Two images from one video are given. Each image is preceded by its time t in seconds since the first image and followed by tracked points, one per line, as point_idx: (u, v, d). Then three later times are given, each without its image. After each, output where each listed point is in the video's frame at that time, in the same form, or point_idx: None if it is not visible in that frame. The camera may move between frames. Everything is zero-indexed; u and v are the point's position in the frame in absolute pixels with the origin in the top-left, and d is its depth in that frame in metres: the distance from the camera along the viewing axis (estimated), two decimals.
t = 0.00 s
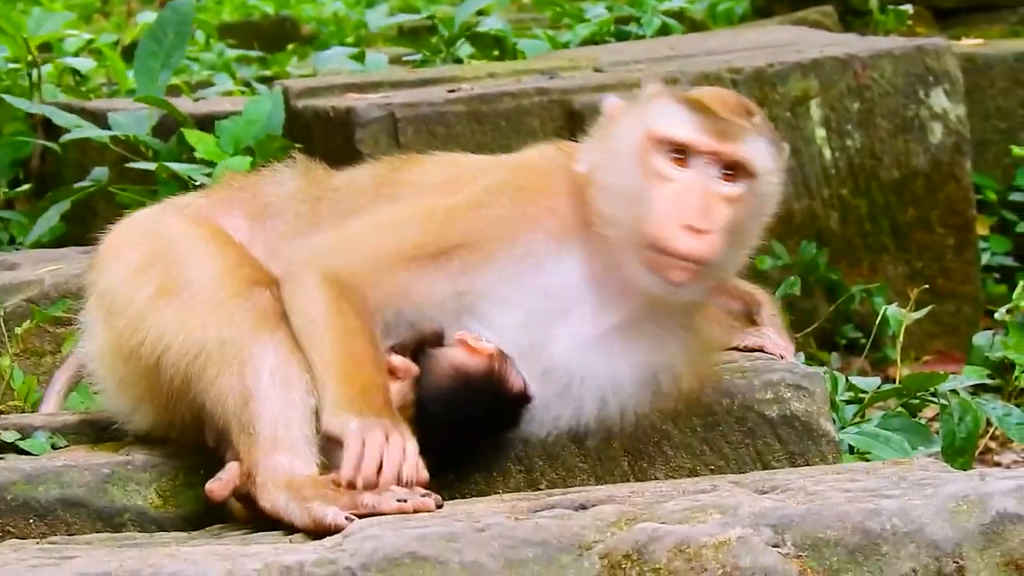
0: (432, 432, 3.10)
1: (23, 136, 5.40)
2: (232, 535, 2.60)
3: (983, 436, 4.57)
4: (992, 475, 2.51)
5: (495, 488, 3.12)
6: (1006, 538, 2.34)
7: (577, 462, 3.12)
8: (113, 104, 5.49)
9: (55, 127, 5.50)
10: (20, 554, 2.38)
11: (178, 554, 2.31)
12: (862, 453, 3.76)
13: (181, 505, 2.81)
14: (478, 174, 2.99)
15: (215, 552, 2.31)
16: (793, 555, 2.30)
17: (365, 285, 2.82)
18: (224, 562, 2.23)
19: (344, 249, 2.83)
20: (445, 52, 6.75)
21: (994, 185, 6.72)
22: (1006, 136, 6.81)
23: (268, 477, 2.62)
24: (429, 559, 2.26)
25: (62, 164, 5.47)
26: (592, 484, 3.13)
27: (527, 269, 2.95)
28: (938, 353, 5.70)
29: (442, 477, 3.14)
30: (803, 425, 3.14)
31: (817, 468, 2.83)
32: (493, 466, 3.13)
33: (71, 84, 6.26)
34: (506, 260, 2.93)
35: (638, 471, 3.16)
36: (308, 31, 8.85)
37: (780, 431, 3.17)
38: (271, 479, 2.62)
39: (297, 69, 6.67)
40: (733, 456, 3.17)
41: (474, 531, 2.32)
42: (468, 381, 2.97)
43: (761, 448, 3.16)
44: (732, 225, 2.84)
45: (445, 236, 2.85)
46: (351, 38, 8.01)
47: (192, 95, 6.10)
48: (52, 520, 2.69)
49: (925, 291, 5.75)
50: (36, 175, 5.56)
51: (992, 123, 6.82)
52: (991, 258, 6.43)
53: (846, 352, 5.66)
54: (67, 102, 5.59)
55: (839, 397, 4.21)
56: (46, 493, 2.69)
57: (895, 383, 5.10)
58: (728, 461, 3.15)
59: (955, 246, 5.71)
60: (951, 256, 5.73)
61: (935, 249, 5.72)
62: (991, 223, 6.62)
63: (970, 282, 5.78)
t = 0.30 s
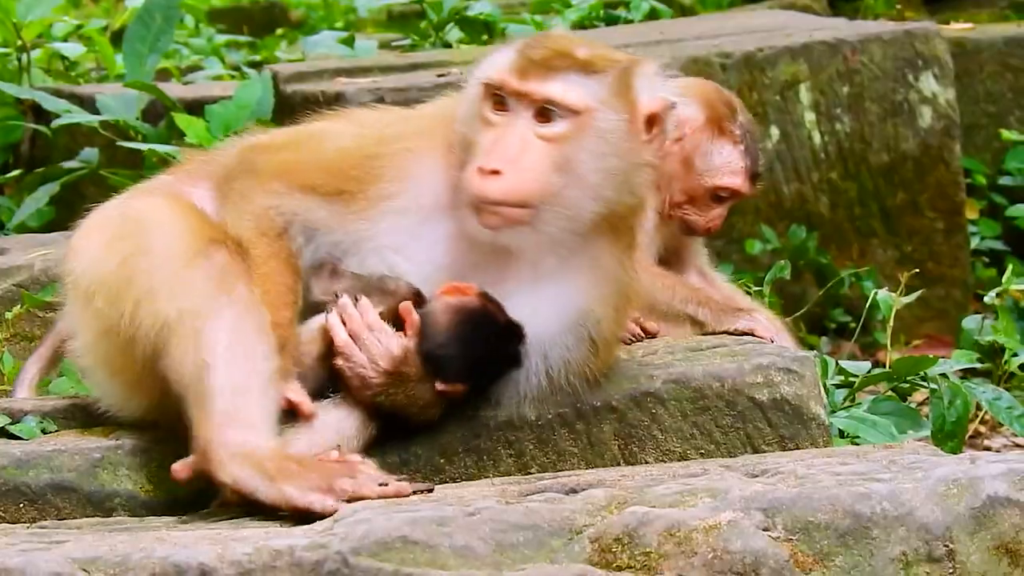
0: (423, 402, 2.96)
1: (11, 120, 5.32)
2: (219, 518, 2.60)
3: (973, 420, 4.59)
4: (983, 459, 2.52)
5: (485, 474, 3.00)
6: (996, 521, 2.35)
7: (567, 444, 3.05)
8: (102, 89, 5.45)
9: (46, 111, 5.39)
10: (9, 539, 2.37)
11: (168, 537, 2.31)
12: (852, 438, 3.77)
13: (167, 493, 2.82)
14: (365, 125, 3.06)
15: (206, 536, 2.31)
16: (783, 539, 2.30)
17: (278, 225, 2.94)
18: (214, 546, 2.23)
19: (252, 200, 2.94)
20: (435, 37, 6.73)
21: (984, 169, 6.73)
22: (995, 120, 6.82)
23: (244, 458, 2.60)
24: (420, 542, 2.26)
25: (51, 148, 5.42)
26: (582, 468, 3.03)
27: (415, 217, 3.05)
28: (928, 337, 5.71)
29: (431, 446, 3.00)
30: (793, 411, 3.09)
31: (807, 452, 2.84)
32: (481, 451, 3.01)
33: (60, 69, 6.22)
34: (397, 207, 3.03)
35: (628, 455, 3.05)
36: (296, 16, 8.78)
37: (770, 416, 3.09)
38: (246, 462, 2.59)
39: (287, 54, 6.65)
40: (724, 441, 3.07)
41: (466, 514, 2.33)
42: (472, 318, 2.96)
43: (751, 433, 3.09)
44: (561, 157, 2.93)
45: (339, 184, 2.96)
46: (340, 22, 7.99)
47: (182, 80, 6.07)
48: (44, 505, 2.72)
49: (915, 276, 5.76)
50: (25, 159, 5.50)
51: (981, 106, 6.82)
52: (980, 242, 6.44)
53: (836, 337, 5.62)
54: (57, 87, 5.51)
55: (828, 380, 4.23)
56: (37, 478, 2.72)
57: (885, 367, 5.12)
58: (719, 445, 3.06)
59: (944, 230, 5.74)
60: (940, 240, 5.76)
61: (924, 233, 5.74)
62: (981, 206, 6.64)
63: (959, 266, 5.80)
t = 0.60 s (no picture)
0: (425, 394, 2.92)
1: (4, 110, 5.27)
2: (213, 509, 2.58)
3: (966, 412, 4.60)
4: (977, 452, 2.53)
5: (477, 464, 2.96)
6: (992, 513, 2.35)
7: (560, 435, 2.99)
8: (96, 77, 5.44)
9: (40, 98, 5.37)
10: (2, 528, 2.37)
11: (161, 526, 2.31)
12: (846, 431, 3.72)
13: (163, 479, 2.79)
14: (319, 106, 3.06)
15: (199, 526, 2.31)
16: (778, 530, 2.31)
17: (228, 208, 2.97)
18: (208, 535, 2.23)
19: (200, 194, 2.97)
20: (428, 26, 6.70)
21: (976, 160, 6.73)
22: (988, 110, 6.83)
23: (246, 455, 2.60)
24: (413, 532, 2.26)
25: (44, 137, 5.40)
26: (576, 460, 2.97)
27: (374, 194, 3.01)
28: (920, 328, 5.71)
29: (425, 436, 2.96)
30: (786, 401, 3.04)
31: (799, 444, 2.84)
32: (474, 441, 2.98)
33: (52, 57, 6.20)
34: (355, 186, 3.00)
35: (621, 446, 3.00)
36: (288, 5, 8.73)
37: (764, 406, 3.05)
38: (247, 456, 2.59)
39: (278, 43, 6.63)
40: (717, 432, 3.02)
41: (460, 505, 2.33)
42: (441, 289, 2.91)
43: (745, 424, 3.04)
44: (510, 130, 2.93)
45: (293, 165, 2.97)
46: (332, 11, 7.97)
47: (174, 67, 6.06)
48: (38, 493, 2.71)
49: (907, 267, 5.76)
50: (17, 148, 5.42)
51: (973, 96, 6.82)
52: (972, 233, 6.45)
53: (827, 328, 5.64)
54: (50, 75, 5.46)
55: (821, 371, 4.26)
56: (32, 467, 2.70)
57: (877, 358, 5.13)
58: (712, 436, 3.01)
59: (936, 221, 5.74)
60: (932, 231, 5.75)
61: (916, 224, 5.74)
62: (973, 197, 6.64)
63: (950, 256, 5.79)
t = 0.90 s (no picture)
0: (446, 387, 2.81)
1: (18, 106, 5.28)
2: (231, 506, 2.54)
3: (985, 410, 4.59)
4: (999, 450, 2.53)
5: (496, 458, 2.87)
6: (1016, 512, 2.35)
7: (578, 429, 2.88)
8: (109, 73, 5.45)
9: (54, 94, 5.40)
10: (21, 522, 2.38)
11: (179, 521, 2.31)
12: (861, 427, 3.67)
13: (180, 475, 2.74)
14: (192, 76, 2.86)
15: (217, 519, 2.31)
16: (798, 527, 2.30)
17: (155, 207, 2.85)
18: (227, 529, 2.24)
19: (117, 207, 2.84)
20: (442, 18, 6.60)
21: (992, 155, 6.70)
22: (1002, 106, 6.79)
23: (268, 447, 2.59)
24: (433, 524, 2.27)
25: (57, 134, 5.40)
26: (596, 455, 2.87)
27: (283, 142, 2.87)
28: (936, 324, 5.69)
29: (443, 430, 2.87)
30: (805, 397, 2.99)
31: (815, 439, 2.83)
32: (492, 436, 2.87)
33: (64, 53, 6.21)
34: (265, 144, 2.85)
35: (641, 441, 2.92)
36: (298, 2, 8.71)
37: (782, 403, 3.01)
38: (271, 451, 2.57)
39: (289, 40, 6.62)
40: (736, 427, 2.97)
41: (479, 500, 2.33)
42: (403, 255, 2.81)
43: (764, 419, 2.99)
44: (363, 37, 2.75)
45: (197, 147, 2.82)
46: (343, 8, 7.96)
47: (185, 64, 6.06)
48: (55, 486, 2.66)
49: (923, 263, 5.73)
50: (31, 143, 5.43)
51: (988, 92, 6.78)
52: (987, 229, 6.44)
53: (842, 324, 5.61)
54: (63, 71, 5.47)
55: (839, 367, 4.23)
56: (51, 461, 2.67)
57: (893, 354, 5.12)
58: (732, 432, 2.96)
59: (951, 216, 5.72)
60: (947, 226, 5.73)
61: (931, 220, 5.72)
62: (988, 193, 6.62)
63: (966, 252, 5.78)
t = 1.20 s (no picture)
0: (554, 400, 2.73)
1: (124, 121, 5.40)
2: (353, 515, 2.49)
3: None
4: None
5: (621, 473, 2.65)
6: None
7: (700, 441, 2.67)
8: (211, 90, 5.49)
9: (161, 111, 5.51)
10: (143, 536, 2.36)
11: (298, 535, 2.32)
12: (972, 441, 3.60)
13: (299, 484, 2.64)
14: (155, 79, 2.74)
15: (338, 535, 2.32)
16: (926, 540, 2.25)
17: (181, 219, 2.73)
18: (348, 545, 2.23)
19: (149, 226, 2.72)
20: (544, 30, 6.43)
21: None
22: None
23: (379, 478, 2.50)
24: (555, 537, 2.25)
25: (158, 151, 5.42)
26: (716, 468, 2.66)
27: (259, 89, 2.75)
28: None
29: (558, 444, 2.65)
30: (928, 409, 2.73)
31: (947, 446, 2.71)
32: (611, 448, 2.65)
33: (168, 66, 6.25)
34: (241, 97, 2.73)
35: (762, 453, 2.69)
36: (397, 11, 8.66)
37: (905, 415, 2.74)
38: (391, 478, 2.50)
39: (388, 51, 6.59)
40: (857, 440, 2.72)
41: (601, 513, 2.30)
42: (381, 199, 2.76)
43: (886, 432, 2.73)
44: None
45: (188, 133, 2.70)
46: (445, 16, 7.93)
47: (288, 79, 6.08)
48: (176, 501, 2.57)
49: None
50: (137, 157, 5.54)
51: None
52: None
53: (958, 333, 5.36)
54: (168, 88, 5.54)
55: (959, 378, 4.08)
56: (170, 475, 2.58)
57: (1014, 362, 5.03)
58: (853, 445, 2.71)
59: None
60: None
61: None
62: None
63: None
